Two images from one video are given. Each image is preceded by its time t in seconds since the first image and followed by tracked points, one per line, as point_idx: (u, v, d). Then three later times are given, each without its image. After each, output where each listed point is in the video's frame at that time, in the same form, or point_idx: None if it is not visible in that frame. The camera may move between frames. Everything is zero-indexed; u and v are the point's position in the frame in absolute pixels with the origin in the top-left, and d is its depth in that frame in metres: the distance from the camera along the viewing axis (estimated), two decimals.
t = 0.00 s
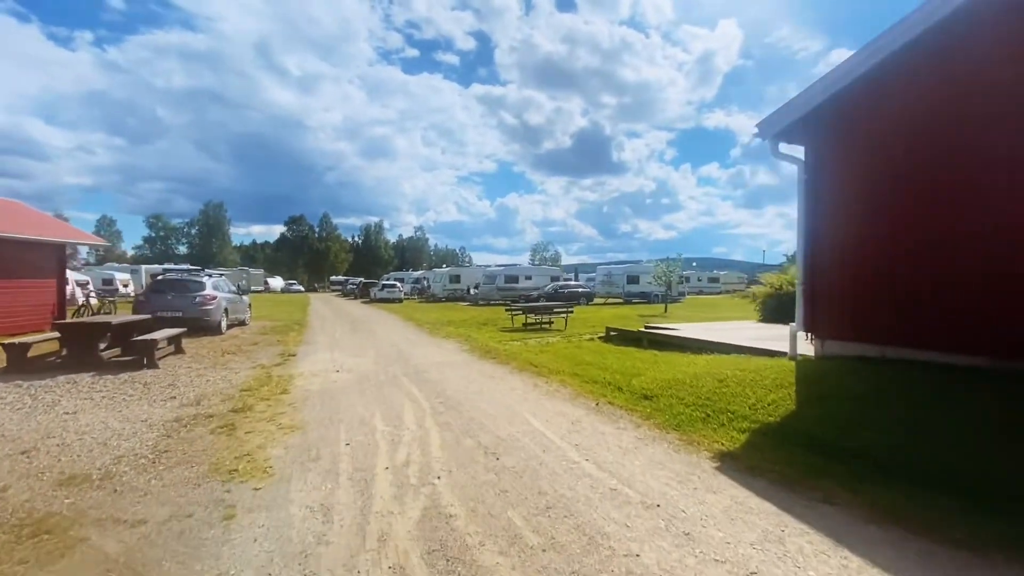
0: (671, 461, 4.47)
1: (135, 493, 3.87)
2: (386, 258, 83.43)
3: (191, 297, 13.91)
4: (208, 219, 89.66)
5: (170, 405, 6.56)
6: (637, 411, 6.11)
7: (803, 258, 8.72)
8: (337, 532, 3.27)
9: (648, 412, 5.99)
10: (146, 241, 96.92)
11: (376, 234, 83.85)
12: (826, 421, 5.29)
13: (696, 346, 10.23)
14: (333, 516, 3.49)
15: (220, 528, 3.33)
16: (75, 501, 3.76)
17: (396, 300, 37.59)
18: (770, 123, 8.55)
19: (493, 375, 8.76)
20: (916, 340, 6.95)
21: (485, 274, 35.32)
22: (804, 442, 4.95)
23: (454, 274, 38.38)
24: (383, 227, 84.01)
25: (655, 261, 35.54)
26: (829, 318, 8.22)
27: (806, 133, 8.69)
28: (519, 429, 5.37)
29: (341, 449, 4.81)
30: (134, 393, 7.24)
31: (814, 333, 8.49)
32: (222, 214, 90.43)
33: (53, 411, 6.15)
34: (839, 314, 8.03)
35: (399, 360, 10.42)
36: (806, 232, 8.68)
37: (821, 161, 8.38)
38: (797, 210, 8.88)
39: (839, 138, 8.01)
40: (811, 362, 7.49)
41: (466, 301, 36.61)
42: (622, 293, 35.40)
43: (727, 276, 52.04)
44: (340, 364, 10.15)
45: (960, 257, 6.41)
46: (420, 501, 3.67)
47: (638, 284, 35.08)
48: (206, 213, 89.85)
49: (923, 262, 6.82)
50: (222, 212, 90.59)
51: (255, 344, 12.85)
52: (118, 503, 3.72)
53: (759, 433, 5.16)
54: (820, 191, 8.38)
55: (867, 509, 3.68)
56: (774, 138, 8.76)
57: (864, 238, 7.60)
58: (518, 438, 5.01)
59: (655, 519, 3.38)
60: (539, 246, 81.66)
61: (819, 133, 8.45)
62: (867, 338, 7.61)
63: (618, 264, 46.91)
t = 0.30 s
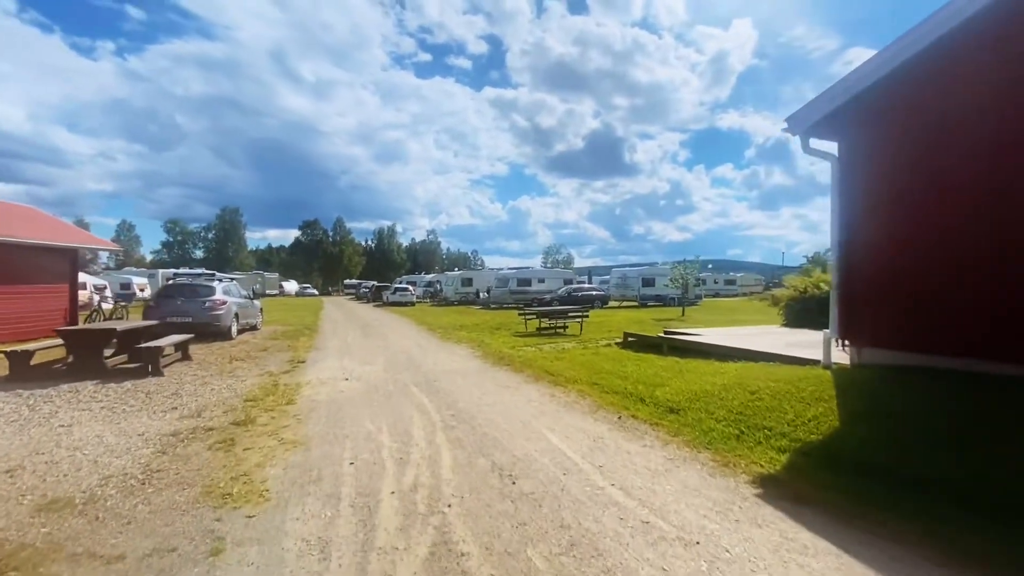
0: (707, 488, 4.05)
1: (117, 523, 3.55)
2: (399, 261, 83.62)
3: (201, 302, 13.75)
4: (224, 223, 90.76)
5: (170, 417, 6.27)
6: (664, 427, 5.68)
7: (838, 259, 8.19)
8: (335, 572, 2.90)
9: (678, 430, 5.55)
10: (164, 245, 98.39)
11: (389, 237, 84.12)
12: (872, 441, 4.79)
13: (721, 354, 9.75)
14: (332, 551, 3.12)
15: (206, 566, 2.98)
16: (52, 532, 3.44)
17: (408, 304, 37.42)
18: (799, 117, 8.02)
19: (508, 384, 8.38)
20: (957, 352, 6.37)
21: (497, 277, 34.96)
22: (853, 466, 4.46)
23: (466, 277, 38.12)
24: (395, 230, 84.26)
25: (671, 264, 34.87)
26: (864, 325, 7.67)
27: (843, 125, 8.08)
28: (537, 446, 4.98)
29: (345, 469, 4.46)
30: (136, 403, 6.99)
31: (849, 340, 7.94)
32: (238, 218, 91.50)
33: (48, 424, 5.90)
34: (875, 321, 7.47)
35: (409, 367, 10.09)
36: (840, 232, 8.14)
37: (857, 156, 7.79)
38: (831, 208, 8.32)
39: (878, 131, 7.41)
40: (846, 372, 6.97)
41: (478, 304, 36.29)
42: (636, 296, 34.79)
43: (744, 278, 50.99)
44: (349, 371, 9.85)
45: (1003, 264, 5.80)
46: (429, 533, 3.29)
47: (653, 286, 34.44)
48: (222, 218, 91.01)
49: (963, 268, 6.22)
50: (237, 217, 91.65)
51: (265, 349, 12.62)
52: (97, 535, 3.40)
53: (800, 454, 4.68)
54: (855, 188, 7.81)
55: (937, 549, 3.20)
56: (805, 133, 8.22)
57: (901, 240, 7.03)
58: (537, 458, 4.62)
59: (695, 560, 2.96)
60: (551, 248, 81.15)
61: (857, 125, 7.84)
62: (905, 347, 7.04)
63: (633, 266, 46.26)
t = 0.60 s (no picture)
0: (757, 516, 3.60)
1: (104, 545, 3.23)
2: (413, 265, 83.88)
3: (215, 305, 13.62)
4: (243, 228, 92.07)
5: (174, 425, 5.99)
6: (701, 444, 5.25)
7: (882, 258, 7.62)
8: None
9: (717, 448, 5.12)
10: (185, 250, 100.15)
11: (403, 241, 84.43)
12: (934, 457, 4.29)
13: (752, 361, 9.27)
14: None
15: None
16: (34, 555, 3.13)
17: (423, 307, 37.26)
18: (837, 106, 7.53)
19: (526, 391, 8.00)
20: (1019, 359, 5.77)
21: (512, 280, 34.61)
22: (918, 487, 3.95)
23: (481, 281, 37.85)
24: (410, 234, 84.57)
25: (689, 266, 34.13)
26: (911, 328, 7.09)
27: (888, 112, 7.50)
28: (562, 462, 4.59)
29: (353, 486, 4.11)
30: (142, 409, 6.74)
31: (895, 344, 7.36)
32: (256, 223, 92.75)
33: (48, 430, 5.65)
34: (925, 324, 6.86)
35: (423, 372, 9.77)
36: (885, 229, 7.57)
37: (904, 146, 7.21)
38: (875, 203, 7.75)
39: (927, 118, 6.82)
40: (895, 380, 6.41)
41: (493, 308, 35.97)
42: (654, 300, 34.12)
43: (764, 281, 49.83)
44: (362, 376, 9.56)
45: None
46: (446, 563, 2.93)
47: (671, 289, 33.75)
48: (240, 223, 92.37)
49: (1022, 265, 5.63)
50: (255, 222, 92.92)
51: (278, 354, 12.42)
52: (81, 559, 3.08)
53: (855, 474, 4.23)
54: (902, 181, 7.23)
55: None
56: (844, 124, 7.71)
57: (952, 236, 6.44)
58: (563, 476, 4.22)
59: None
60: (566, 252, 80.66)
61: (904, 112, 7.25)
62: (959, 353, 6.44)
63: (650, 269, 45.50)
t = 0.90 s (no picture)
0: (813, 554, 3.19)
1: None
2: (430, 269, 84.05)
3: (231, 310, 13.53)
4: (263, 233, 93.43)
5: (182, 435, 5.75)
6: (742, 465, 4.86)
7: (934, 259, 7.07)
8: None
9: (761, 471, 4.72)
10: (207, 255, 102.12)
11: (420, 245, 84.73)
12: (1013, 487, 3.91)
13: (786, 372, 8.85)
14: None
15: None
16: None
17: (439, 311, 37.10)
18: (879, 98, 7.08)
19: (546, 400, 7.62)
20: None
21: (529, 283, 34.22)
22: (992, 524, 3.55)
23: (497, 284, 37.57)
24: (426, 238, 84.90)
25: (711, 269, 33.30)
26: (965, 335, 6.54)
27: (939, 101, 6.90)
28: (589, 484, 4.21)
29: (361, 509, 3.78)
30: (151, 417, 6.52)
31: (948, 352, 6.81)
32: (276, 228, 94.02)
33: (54, 438, 5.43)
34: (981, 332, 6.30)
35: (440, 379, 9.47)
36: (937, 227, 7.01)
37: (959, 138, 6.63)
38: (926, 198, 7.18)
39: (983, 108, 6.22)
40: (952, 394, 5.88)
41: (509, 312, 35.63)
42: (674, 303, 33.42)
43: (787, 285, 48.52)
44: (377, 383, 9.31)
45: None
46: None
47: (691, 293, 32.99)
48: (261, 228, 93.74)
49: None
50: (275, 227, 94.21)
51: (293, 359, 12.25)
52: None
53: (923, 502, 3.93)
54: (956, 176, 6.67)
55: None
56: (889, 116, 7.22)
57: (1010, 236, 5.88)
58: (591, 502, 3.85)
59: None
60: (582, 255, 80.12)
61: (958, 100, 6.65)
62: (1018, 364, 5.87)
63: (669, 272, 44.63)
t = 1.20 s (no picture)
0: None
1: None
2: (447, 274, 84.19)
3: (246, 315, 13.43)
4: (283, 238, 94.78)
5: (186, 446, 5.51)
6: (785, 486, 4.43)
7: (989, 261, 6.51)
8: None
9: (809, 496, 4.26)
10: (229, 261, 103.93)
11: (437, 250, 84.98)
12: None
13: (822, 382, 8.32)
14: None
15: None
16: None
17: (455, 316, 36.91)
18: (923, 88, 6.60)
19: (566, 411, 7.23)
20: None
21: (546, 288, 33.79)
22: None
23: (514, 289, 37.22)
24: (443, 243, 85.14)
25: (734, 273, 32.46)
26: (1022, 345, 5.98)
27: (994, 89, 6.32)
28: (616, 508, 3.83)
29: (366, 534, 3.45)
30: (157, 427, 6.30)
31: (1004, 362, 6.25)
32: (295, 234, 95.29)
33: (54, 448, 5.24)
34: None
35: (455, 387, 9.15)
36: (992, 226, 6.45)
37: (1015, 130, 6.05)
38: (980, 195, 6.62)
39: None
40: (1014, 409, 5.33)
41: (526, 316, 35.24)
42: (695, 308, 32.65)
43: (811, 289, 47.18)
44: (391, 391, 9.04)
45: None
46: None
47: (713, 297, 32.20)
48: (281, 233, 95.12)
49: None
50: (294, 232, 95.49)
51: (307, 364, 12.07)
52: None
53: (1000, 534, 3.49)
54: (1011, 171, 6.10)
55: None
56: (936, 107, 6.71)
57: None
58: (620, 531, 3.48)
59: None
60: (600, 260, 79.43)
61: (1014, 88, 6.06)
62: None
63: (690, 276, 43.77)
